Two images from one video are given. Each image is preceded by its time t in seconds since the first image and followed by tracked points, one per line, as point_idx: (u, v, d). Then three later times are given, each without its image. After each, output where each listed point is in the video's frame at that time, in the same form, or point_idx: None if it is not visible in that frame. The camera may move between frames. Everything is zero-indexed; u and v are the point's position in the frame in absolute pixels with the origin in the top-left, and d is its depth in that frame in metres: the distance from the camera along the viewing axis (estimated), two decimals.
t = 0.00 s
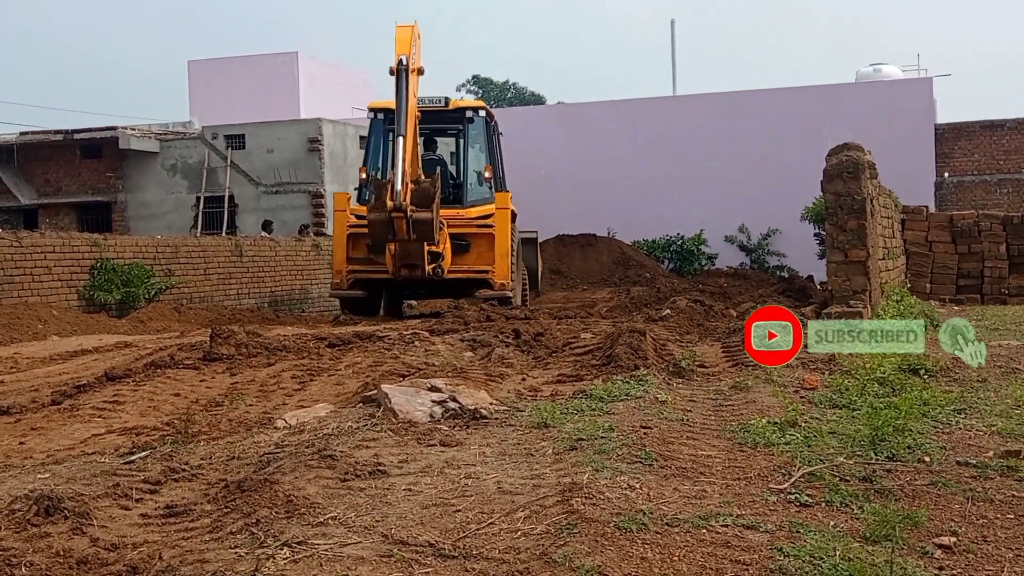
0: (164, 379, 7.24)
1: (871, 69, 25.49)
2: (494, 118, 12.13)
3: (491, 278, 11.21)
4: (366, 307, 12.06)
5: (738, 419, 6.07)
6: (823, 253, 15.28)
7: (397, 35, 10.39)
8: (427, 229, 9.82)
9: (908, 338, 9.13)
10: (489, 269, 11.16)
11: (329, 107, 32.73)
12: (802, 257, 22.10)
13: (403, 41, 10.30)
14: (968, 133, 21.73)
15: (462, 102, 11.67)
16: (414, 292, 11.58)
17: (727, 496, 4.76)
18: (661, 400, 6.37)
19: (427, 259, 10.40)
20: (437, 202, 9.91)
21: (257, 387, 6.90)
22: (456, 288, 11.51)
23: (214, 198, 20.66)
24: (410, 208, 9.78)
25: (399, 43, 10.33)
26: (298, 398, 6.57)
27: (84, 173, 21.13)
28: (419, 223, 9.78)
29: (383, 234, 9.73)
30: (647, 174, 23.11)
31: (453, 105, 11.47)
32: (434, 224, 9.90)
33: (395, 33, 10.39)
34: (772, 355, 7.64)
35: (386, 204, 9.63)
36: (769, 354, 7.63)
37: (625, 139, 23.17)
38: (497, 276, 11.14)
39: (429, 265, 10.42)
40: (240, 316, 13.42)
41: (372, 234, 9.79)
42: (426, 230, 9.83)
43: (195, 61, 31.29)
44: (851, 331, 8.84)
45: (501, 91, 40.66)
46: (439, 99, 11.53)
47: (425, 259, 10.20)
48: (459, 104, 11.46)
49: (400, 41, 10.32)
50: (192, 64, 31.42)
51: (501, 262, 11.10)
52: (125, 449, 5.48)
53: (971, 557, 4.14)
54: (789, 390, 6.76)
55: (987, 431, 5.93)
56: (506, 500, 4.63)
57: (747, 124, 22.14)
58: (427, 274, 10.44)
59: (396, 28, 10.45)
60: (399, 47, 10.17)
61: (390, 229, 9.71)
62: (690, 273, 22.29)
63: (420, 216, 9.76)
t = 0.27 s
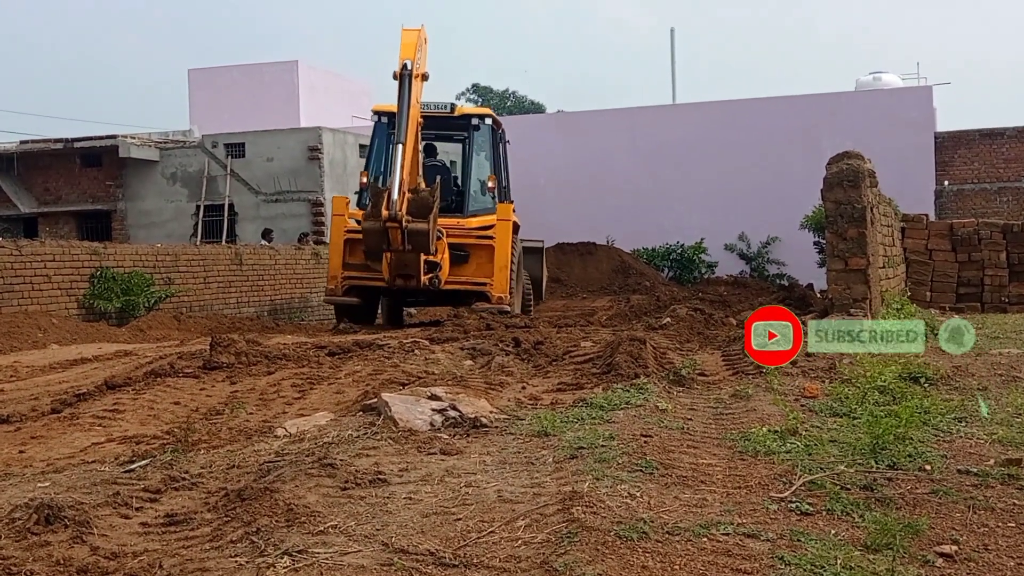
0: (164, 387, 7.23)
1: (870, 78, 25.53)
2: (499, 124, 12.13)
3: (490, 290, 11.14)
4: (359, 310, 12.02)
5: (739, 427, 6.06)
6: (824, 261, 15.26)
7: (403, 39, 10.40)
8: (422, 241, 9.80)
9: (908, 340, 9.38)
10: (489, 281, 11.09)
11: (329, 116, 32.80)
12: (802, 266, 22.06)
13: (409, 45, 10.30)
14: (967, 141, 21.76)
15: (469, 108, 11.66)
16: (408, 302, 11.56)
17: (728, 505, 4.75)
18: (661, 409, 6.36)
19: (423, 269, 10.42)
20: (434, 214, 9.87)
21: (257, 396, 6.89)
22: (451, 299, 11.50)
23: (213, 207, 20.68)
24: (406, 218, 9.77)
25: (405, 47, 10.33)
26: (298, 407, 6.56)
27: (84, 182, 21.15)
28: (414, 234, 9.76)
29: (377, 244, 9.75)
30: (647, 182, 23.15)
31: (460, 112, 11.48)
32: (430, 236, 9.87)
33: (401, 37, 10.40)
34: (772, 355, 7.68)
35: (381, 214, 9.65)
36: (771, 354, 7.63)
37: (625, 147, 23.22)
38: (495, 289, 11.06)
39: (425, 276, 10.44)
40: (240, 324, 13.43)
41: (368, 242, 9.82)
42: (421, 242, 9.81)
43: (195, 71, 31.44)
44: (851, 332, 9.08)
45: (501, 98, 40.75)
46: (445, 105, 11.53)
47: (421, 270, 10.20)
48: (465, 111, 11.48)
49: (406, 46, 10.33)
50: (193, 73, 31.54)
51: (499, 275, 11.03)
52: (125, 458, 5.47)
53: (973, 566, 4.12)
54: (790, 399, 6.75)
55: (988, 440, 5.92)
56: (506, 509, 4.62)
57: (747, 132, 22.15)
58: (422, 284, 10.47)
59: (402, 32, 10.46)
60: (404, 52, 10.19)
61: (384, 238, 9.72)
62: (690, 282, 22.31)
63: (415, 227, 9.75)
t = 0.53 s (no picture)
0: (163, 392, 7.23)
1: (869, 81, 25.56)
2: (505, 128, 12.15)
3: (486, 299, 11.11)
4: (354, 314, 11.99)
5: (737, 432, 6.07)
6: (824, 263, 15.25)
7: (404, 40, 10.35)
8: (414, 251, 9.76)
9: (908, 341, 9.40)
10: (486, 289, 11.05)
11: (329, 121, 32.77)
12: (801, 270, 22.02)
13: (410, 46, 10.26)
14: (967, 144, 21.78)
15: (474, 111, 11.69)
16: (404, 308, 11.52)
17: (726, 509, 4.75)
18: (659, 413, 6.37)
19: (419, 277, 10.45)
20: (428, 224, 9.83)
21: (256, 400, 6.90)
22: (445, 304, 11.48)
23: (213, 211, 20.68)
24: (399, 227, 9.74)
25: (406, 48, 10.29)
26: (297, 412, 6.57)
27: (84, 186, 21.16)
28: (406, 244, 9.72)
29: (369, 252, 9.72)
30: (646, 185, 23.13)
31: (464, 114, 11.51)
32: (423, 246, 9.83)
33: (403, 37, 10.36)
34: (771, 354, 7.86)
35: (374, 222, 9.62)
36: (769, 353, 7.81)
37: (625, 149, 23.21)
38: (491, 298, 11.02)
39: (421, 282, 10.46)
40: (239, 328, 13.44)
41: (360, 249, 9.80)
42: (413, 251, 9.77)
43: (195, 75, 31.44)
44: (850, 334, 9.14)
45: (500, 100, 40.79)
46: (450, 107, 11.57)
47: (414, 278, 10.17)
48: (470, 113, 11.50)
49: (407, 47, 10.29)
50: (193, 77, 31.55)
51: (496, 284, 10.98)
52: (123, 462, 5.48)
53: (971, 570, 4.12)
54: (789, 403, 6.76)
55: (986, 444, 5.92)
56: (505, 513, 4.62)
57: (747, 136, 22.15)
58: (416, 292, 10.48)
59: (405, 32, 10.41)
60: (404, 54, 10.14)
61: (375, 247, 9.68)
62: (689, 286, 22.40)
63: (408, 236, 9.71)
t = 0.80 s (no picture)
0: (163, 392, 7.23)
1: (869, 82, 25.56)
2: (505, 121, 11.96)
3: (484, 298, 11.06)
4: (352, 316, 11.96)
5: (737, 433, 6.07)
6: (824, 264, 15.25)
7: (393, 34, 10.36)
8: (403, 251, 9.79)
9: (908, 340, 9.47)
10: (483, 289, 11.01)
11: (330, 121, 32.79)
12: (802, 271, 22.00)
13: (398, 41, 10.27)
14: (967, 145, 21.78)
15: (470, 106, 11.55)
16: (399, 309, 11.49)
17: (726, 510, 4.75)
18: (659, 414, 6.37)
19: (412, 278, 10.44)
20: (417, 224, 9.86)
21: (256, 401, 6.91)
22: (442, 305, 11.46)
23: (214, 212, 20.69)
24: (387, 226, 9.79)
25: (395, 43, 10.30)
26: (297, 412, 6.57)
27: (84, 188, 21.17)
28: (394, 244, 9.75)
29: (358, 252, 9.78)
30: (647, 185, 23.12)
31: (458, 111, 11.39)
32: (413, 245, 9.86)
33: (392, 32, 10.37)
34: (771, 354, 8.06)
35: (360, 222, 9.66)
36: (769, 353, 7.97)
37: (625, 150, 23.20)
38: (490, 298, 10.97)
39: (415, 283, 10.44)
40: (239, 329, 13.45)
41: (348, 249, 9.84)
42: (402, 251, 9.80)
43: (195, 76, 31.44)
44: (851, 334, 9.13)
45: (501, 100, 40.81)
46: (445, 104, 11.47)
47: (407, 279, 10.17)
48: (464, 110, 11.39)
49: (396, 42, 10.31)
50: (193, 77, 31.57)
51: (493, 283, 10.94)
52: (123, 463, 5.49)
53: (971, 571, 4.12)
54: (788, 404, 6.76)
55: (986, 445, 5.93)
56: (504, 514, 4.62)
57: (748, 137, 22.14)
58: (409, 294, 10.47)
59: (393, 26, 10.42)
60: (391, 49, 10.16)
61: (363, 247, 9.73)
62: (690, 287, 22.41)
63: (396, 236, 9.75)
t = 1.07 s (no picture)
0: (162, 393, 7.23)
1: (869, 82, 25.56)
2: (492, 114, 11.91)
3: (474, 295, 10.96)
4: (344, 317, 11.82)
5: (736, 433, 6.07)
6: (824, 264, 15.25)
7: (367, 27, 10.41)
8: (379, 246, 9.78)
9: (908, 341, 9.48)
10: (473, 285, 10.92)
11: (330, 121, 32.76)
12: (802, 270, 21.98)
13: (371, 34, 10.32)
14: (967, 145, 21.78)
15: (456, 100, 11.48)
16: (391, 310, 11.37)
17: (725, 510, 4.76)
18: (659, 414, 6.37)
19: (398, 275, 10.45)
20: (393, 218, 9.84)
21: (256, 401, 6.91)
22: (435, 306, 11.35)
23: (213, 212, 20.68)
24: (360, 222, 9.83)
25: (368, 36, 10.35)
26: (296, 412, 6.57)
27: (84, 187, 21.16)
28: (369, 238, 9.77)
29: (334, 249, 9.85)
30: (646, 185, 23.13)
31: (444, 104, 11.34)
32: (388, 240, 9.84)
33: (365, 24, 10.41)
34: (771, 354, 8.04)
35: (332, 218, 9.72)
36: (769, 353, 7.98)
37: (625, 150, 23.20)
38: (480, 294, 10.86)
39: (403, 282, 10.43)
40: (239, 329, 13.44)
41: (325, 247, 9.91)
42: (377, 246, 9.80)
43: (194, 76, 31.38)
44: (850, 334, 9.14)
45: (501, 100, 40.81)
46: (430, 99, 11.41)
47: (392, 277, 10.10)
48: (450, 103, 11.33)
49: (369, 35, 10.35)
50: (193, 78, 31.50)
51: (483, 279, 10.84)
52: (123, 463, 5.49)
53: (970, 571, 4.12)
54: (788, 404, 6.76)
55: (985, 445, 5.93)
56: (503, 514, 4.62)
57: (747, 137, 22.14)
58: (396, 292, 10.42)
59: (367, 19, 10.46)
60: (365, 42, 10.22)
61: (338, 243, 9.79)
62: (689, 287, 22.39)
63: (370, 231, 9.76)
